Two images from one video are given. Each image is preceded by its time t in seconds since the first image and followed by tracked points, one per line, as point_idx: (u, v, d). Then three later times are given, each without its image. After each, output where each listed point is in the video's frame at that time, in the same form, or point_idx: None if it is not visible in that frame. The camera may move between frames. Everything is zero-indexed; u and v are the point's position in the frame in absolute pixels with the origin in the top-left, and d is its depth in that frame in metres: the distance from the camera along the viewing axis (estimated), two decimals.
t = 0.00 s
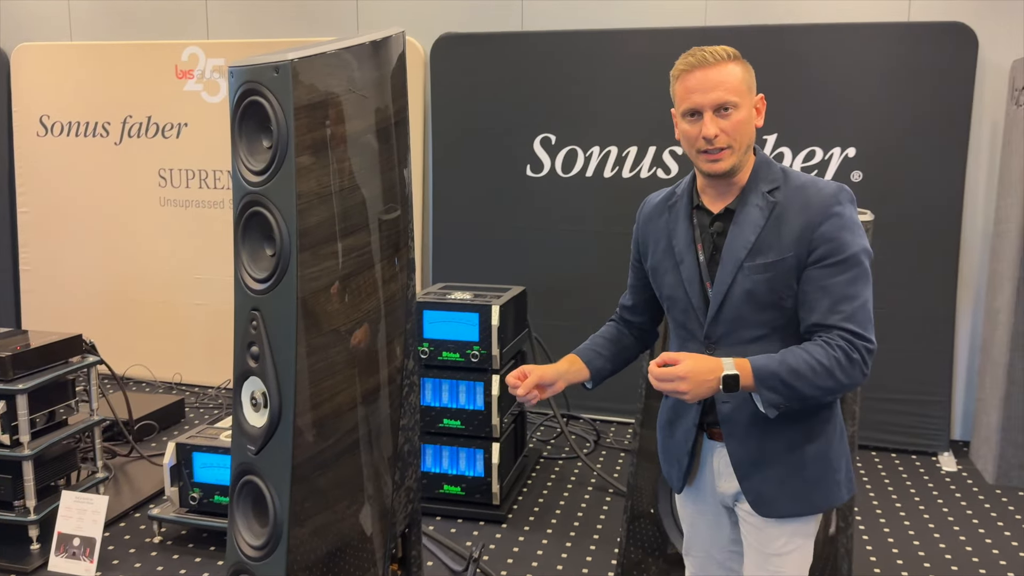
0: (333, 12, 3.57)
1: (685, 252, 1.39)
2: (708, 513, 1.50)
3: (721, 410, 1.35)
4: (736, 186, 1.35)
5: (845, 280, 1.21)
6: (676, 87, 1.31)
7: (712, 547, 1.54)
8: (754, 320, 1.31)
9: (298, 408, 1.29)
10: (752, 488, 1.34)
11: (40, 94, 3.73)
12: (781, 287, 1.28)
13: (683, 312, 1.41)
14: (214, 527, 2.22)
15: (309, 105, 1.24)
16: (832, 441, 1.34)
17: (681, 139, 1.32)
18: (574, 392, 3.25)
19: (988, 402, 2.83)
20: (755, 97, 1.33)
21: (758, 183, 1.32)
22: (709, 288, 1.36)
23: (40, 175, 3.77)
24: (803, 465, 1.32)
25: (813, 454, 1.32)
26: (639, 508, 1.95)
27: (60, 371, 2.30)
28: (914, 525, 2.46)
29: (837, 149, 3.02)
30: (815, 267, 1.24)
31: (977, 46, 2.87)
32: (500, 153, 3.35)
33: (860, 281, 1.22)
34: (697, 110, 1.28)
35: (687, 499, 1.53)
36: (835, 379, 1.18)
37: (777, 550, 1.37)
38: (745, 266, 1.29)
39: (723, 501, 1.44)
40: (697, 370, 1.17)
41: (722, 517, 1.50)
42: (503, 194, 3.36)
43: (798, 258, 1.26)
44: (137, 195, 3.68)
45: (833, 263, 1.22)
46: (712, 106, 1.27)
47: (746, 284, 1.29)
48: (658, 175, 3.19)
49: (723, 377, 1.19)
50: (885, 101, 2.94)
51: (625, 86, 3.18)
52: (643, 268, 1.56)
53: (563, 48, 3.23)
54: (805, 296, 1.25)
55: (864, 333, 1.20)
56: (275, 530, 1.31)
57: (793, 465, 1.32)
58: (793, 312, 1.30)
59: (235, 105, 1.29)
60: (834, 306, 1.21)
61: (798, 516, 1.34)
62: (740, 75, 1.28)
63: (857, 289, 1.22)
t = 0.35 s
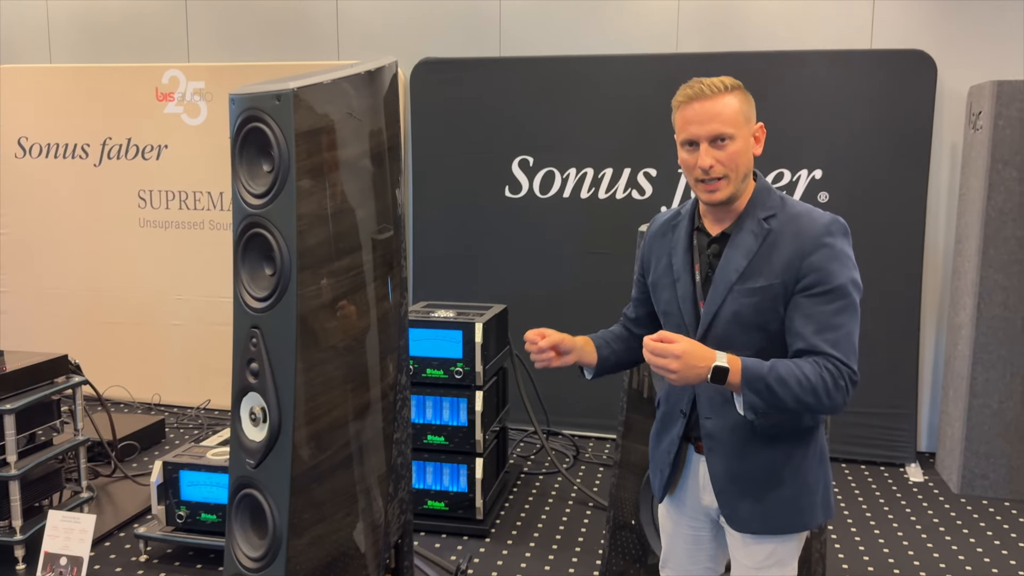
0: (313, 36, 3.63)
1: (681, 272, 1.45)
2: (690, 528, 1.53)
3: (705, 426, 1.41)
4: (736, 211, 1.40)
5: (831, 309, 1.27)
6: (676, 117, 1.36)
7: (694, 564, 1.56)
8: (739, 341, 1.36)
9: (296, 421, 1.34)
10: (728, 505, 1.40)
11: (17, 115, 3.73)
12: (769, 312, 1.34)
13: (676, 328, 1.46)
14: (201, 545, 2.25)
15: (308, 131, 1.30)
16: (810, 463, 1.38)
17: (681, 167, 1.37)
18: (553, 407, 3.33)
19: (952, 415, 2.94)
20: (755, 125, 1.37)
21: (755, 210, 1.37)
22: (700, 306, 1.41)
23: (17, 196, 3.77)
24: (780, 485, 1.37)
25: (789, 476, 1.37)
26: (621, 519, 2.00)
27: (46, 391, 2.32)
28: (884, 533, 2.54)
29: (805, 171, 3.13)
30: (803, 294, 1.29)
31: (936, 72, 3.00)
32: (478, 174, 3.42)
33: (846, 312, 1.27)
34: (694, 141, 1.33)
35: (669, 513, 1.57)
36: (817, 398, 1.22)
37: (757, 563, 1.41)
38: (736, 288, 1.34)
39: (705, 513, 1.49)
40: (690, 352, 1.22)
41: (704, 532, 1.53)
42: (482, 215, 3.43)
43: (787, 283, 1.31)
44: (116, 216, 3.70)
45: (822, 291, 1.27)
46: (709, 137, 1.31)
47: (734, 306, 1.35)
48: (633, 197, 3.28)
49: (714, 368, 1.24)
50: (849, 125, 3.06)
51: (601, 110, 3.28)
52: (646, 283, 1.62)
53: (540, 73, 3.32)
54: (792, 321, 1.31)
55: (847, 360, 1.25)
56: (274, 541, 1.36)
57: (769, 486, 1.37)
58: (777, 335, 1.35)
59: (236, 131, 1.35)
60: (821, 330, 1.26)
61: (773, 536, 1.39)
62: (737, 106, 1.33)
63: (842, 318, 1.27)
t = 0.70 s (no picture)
0: (307, 57, 3.69)
1: (677, 291, 1.50)
2: (682, 537, 1.56)
3: (690, 439, 1.44)
4: (729, 238, 1.43)
5: (807, 342, 1.29)
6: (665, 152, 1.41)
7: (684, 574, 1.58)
8: (724, 362, 1.39)
9: (310, 435, 1.39)
10: (709, 512, 1.43)
11: (9, 134, 3.74)
12: (753, 338, 1.36)
13: (671, 345, 1.52)
14: (201, 560, 2.28)
15: (322, 159, 1.36)
16: (791, 479, 1.40)
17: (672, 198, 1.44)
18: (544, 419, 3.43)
19: (931, 427, 3.03)
20: (738, 164, 1.36)
21: (747, 239, 1.39)
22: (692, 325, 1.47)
23: (9, 215, 3.79)
24: (760, 497, 1.39)
25: (769, 489, 1.39)
26: (616, 530, 2.07)
27: (46, 409, 2.35)
28: (867, 542, 2.62)
29: (787, 191, 3.23)
30: (782, 326, 1.32)
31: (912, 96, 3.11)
32: (468, 194, 3.49)
33: (825, 344, 1.29)
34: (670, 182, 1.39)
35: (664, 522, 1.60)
36: (781, 429, 1.28)
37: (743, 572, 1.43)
38: (722, 313, 1.37)
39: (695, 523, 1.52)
40: (656, 393, 1.35)
41: (696, 543, 1.54)
42: (472, 233, 3.50)
43: (768, 313, 1.33)
44: (109, 234, 3.72)
45: (799, 325, 1.29)
46: (681, 180, 1.36)
47: (719, 330, 1.38)
48: (621, 215, 3.35)
49: (681, 407, 1.35)
50: (830, 146, 3.16)
51: (589, 132, 3.36)
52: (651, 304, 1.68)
53: (530, 95, 3.39)
54: (772, 351, 1.33)
55: (818, 392, 1.29)
56: (287, 551, 1.41)
57: (749, 497, 1.40)
58: (762, 360, 1.38)
59: (252, 159, 1.41)
60: (795, 363, 1.30)
61: (752, 546, 1.41)
62: (712, 150, 1.34)
63: (819, 351, 1.29)
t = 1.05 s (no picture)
0: (305, 68, 3.75)
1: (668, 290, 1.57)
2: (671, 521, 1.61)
3: (675, 428, 1.52)
4: (712, 241, 1.51)
5: (781, 341, 1.34)
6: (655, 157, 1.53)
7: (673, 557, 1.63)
8: (705, 359, 1.46)
9: (321, 431, 1.45)
10: (690, 496, 1.49)
11: (8, 142, 3.78)
12: (731, 337, 1.42)
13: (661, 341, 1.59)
14: (206, 559, 2.31)
15: (336, 164, 1.42)
16: (771, 470, 1.45)
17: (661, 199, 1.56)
18: (540, 423, 3.48)
19: (917, 428, 3.10)
20: (706, 174, 1.45)
21: (730, 244, 1.46)
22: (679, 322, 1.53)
23: (8, 223, 3.82)
24: (738, 486, 1.45)
25: (745, 479, 1.45)
26: (613, 527, 2.12)
27: (52, 411, 2.39)
28: (856, 541, 2.69)
29: (775, 199, 3.30)
30: (757, 326, 1.37)
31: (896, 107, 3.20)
32: (464, 202, 3.55)
33: (799, 343, 1.34)
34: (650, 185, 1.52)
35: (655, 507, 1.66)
36: (758, 420, 1.32)
37: (729, 553, 1.48)
38: (702, 314, 1.44)
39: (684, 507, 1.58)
40: (644, 380, 1.40)
41: (686, 526, 1.60)
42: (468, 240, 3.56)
43: (745, 313, 1.39)
44: (107, 242, 3.76)
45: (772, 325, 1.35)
46: (652, 184, 1.48)
47: (700, 329, 1.44)
48: (614, 223, 3.42)
49: (667, 395, 1.39)
50: (818, 155, 3.25)
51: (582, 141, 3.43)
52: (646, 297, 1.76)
53: (524, 105, 3.47)
54: (749, 350, 1.38)
55: (794, 388, 1.32)
56: (299, 544, 1.46)
57: (728, 484, 1.45)
58: (741, 359, 1.44)
59: (267, 163, 1.46)
60: (770, 360, 1.34)
61: (730, 530, 1.46)
62: (678, 159, 1.44)
63: (793, 350, 1.33)
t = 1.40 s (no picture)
0: (303, 76, 3.80)
1: (646, 283, 1.67)
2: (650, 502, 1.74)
3: (650, 411, 1.64)
4: (689, 240, 1.61)
5: (756, 332, 1.48)
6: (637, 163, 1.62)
7: (658, 535, 1.77)
8: (682, 346, 1.58)
9: (329, 427, 1.49)
10: (664, 474, 1.62)
11: (7, 150, 3.82)
12: (709, 327, 1.55)
13: (637, 330, 1.69)
14: (208, 559, 2.35)
15: (343, 169, 1.47)
16: (735, 453, 1.60)
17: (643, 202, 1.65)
18: (535, 427, 3.53)
19: (904, 430, 3.17)
20: (688, 178, 1.54)
21: (707, 240, 1.57)
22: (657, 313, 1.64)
23: (6, 230, 3.86)
24: (707, 467, 1.59)
25: (713, 460, 1.59)
26: (609, 525, 2.14)
27: (56, 414, 2.43)
28: (845, 540, 2.75)
29: (765, 205, 3.37)
30: (733, 317, 1.51)
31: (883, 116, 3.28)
32: (459, 209, 3.61)
33: (770, 334, 1.49)
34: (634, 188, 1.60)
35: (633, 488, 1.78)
36: (734, 402, 1.47)
37: (705, 533, 1.62)
38: (683, 304, 1.56)
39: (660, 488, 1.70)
40: (629, 362, 1.53)
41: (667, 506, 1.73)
42: (463, 246, 3.61)
43: (722, 304, 1.52)
44: (106, 248, 3.80)
45: (748, 317, 1.48)
46: (637, 188, 1.57)
47: (679, 319, 1.56)
48: (607, 229, 3.49)
49: (650, 376, 1.53)
50: (806, 163, 3.32)
51: (576, 149, 3.50)
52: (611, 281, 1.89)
53: (519, 114, 3.53)
54: (726, 338, 1.52)
55: (766, 374, 1.48)
56: (306, 538, 1.51)
57: (698, 465, 1.59)
58: (715, 346, 1.57)
59: (275, 168, 1.51)
60: (746, 349, 1.48)
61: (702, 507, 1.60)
62: (662, 164, 1.54)
63: (766, 340, 1.48)
